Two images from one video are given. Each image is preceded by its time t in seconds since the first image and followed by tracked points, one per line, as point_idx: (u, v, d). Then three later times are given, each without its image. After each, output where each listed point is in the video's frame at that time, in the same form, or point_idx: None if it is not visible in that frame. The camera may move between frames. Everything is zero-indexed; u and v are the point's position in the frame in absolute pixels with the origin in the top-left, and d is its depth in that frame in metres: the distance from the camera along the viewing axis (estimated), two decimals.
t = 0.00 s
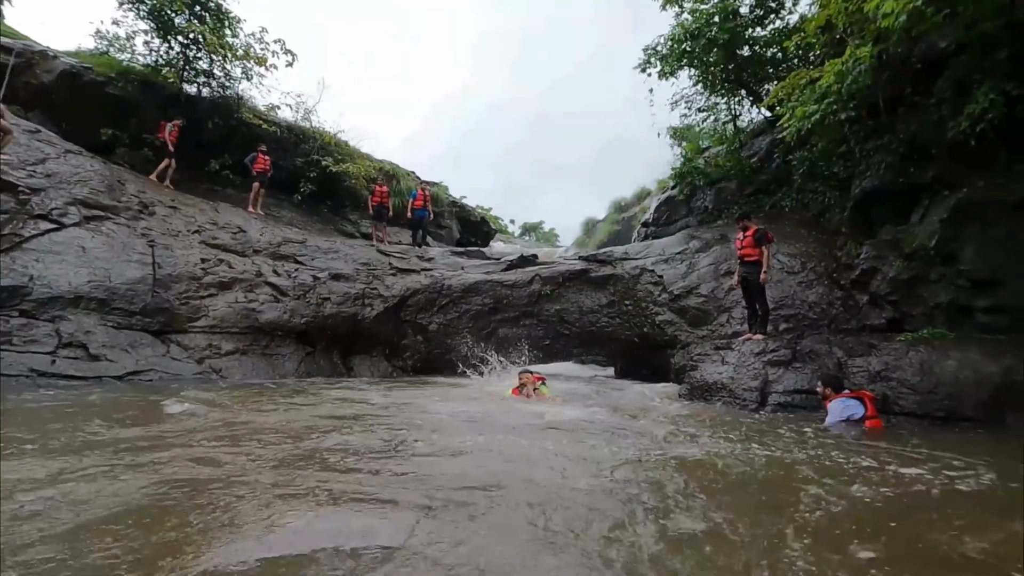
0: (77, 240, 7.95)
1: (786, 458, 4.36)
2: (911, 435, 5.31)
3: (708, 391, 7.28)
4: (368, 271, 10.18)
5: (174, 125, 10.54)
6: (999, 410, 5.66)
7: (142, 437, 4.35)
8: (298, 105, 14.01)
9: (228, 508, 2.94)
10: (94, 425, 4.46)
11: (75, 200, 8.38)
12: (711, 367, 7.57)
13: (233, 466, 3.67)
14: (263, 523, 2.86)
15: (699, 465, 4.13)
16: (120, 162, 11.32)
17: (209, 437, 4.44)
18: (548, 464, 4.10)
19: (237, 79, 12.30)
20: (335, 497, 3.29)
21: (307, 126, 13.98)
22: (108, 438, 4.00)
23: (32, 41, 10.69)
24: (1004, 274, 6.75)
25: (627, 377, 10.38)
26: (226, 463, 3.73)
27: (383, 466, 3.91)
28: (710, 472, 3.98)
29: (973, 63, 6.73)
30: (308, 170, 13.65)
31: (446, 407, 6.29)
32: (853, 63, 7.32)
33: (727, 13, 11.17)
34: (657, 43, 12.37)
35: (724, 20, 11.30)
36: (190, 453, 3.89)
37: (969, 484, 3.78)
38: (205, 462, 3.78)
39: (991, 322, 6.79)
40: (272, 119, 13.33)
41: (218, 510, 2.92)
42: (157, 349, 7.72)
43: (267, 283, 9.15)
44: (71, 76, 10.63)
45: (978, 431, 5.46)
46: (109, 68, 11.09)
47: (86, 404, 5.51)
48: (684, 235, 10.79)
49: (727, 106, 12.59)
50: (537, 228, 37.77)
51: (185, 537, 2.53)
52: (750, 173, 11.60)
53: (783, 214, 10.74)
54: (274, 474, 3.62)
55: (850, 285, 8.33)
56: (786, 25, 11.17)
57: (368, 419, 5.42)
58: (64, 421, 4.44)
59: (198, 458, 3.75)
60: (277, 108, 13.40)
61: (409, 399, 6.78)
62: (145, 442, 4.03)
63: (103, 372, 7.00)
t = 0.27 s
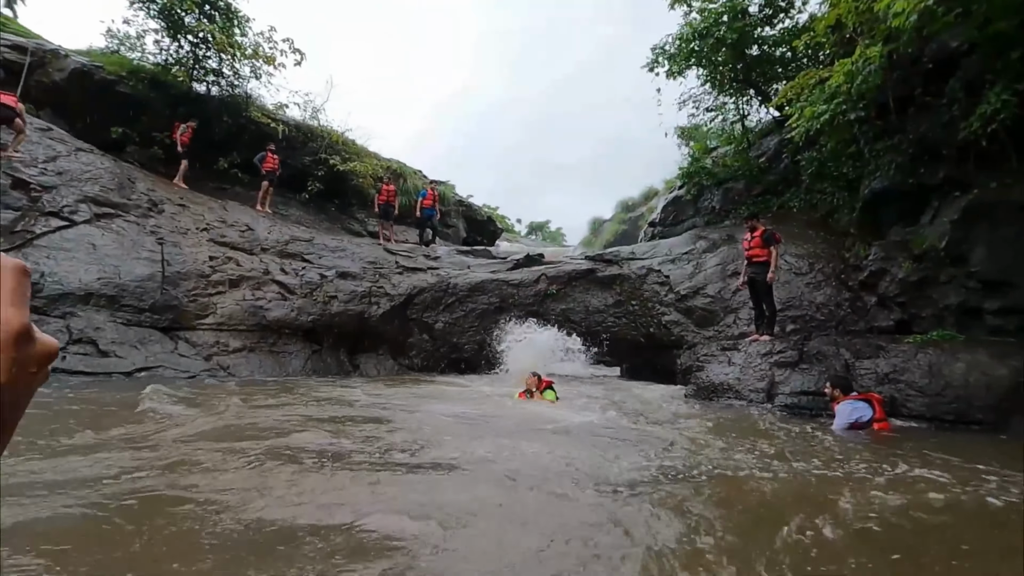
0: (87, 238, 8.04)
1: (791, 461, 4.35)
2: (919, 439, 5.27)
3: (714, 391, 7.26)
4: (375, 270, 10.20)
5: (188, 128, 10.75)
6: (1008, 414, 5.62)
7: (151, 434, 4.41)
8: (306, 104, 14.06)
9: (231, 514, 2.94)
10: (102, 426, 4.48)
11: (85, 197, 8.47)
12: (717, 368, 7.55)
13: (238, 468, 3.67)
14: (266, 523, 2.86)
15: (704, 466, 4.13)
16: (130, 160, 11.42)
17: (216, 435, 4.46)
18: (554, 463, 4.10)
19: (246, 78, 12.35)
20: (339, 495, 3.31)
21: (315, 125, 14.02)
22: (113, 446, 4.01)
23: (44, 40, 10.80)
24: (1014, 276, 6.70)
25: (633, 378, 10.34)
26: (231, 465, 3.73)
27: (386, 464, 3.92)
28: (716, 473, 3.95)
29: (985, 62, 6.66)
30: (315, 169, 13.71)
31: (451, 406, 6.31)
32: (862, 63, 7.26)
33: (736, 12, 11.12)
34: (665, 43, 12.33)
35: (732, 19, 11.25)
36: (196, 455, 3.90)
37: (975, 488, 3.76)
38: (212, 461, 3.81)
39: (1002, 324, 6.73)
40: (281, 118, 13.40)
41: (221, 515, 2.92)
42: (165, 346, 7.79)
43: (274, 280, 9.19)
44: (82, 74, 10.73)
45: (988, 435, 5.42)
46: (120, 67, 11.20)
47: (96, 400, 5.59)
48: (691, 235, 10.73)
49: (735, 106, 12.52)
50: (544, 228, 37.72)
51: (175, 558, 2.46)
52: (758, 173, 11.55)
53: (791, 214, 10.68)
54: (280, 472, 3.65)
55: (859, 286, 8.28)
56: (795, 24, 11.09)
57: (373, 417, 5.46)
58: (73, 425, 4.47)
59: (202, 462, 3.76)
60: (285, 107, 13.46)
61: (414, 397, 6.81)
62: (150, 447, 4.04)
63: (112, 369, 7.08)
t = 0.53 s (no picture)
0: (93, 236, 8.09)
1: (795, 461, 4.35)
2: (925, 440, 5.24)
3: (718, 391, 7.26)
4: (379, 268, 10.23)
5: (197, 128, 10.88)
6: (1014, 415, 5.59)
7: (156, 431, 4.44)
8: (311, 102, 14.08)
9: (235, 513, 2.94)
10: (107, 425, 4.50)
11: (92, 195, 8.52)
12: (721, 367, 7.54)
13: (241, 467, 3.68)
14: (270, 521, 2.86)
15: (707, 466, 4.13)
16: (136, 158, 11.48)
17: (220, 434, 4.48)
18: (558, 462, 4.10)
19: (251, 76, 12.37)
20: (342, 493, 3.32)
21: (320, 124, 14.05)
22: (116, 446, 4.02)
23: (51, 39, 10.87)
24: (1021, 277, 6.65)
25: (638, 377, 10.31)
26: (234, 464, 3.74)
27: (390, 462, 3.93)
28: (719, 474, 3.94)
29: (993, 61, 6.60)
30: (320, 167, 13.74)
31: (454, 405, 6.32)
32: (868, 61, 7.20)
33: (742, 10, 11.07)
34: (670, 41, 12.29)
35: (738, 18, 11.20)
36: (201, 454, 3.91)
37: (979, 489, 3.75)
38: (216, 460, 3.82)
39: (1008, 325, 6.69)
40: (285, 117, 13.43)
41: (225, 515, 2.91)
42: (171, 343, 7.83)
43: (278, 278, 9.22)
44: (88, 72, 10.78)
45: (993, 437, 5.39)
46: (126, 65, 11.25)
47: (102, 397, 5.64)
48: (695, 234, 10.70)
49: (741, 104, 12.47)
50: (547, 227, 37.75)
51: (168, 562, 2.43)
52: (763, 172, 11.51)
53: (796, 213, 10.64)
54: (283, 470, 3.67)
55: (864, 286, 8.24)
56: (801, 22, 11.02)
57: (376, 416, 5.48)
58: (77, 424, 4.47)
59: (206, 461, 3.77)
60: (290, 105, 13.49)
61: (417, 396, 6.82)
62: (153, 447, 4.04)
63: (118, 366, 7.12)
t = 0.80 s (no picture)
0: (98, 234, 8.12)
1: (799, 459, 4.34)
2: (930, 438, 5.22)
3: (721, 389, 7.25)
4: (382, 266, 10.23)
5: (205, 126, 10.98)
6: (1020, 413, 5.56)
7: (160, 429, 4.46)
8: (314, 100, 14.07)
9: (237, 513, 2.95)
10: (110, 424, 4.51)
11: (96, 193, 8.55)
12: (725, 365, 7.52)
13: (243, 465, 3.69)
14: (274, 519, 2.87)
15: (710, 465, 4.13)
16: (140, 157, 11.51)
17: (224, 432, 4.49)
18: (561, 461, 4.10)
19: (254, 74, 12.40)
20: (344, 491, 3.33)
21: (323, 122, 14.06)
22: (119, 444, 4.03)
23: (55, 37, 10.89)
24: None
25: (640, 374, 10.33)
26: (237, 462, 3.75)
27: (392, 460, 3.94)
28: (722, 473, 3.93)
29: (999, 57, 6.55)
30: (323, 165, 13.76)
31: (457, 403, 6.33)
32: (874, 57, 7.04)
33: (746, 6, 11.00)
34: (674, 37, 12.23)
35: (742, 14, 11.13)
36: (205, 452, 3.92)
37: (983, 489, 3.73)
38: (220, 458, 3.83)
39: (1014, 323, 6.65)
40: (288, 115, 13.44)
41: (230, 514, 2.91)
42: (175, 341, 7.87)
43: (282, 276, 9.25)
44: (92, 71, 10.81)
45: (998, 436, 5.37)
46: (130, 64, 11.30)
47: (108, 394, 5.68)
48: (699, 231, 10.66)
49: (745, 101, 12.41)
50: (551, 224, 37.76)
51: (171, 559, 2.45)
52: (767, 169, 11.46)
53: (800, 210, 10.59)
54: (286, 467, 3.68)
55: (869, 284, 8.21)
56: (806, 18, 10.95)
57: (379, 414, 5.49)
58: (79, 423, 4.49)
59: (209, 459, 3.78)
60: (293, 103, 13.50)
61: (420, 394, 6.83)
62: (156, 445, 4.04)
63: (123, 363, 7.17)
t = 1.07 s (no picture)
0: (102, 231, 8.14)
1: (803, 455, 4.33)
2: (935, 434, 5.21)
3: (725, 384, 7.24)
4: (385, 262, 10.23)
5: (211, 125, 11.03)
6: None
7: (165, 426, 4.47)
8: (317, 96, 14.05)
9: (242, 507, 2.96)
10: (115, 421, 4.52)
11: (101, 190, 8.57)
12: (728, 361, 7.50)
13: (249, 461, 3.70)
14: (277, 514, 2.88)
15: (714, 461, 4.12)
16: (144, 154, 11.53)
17: (228, 428, 4.50)
18: (564, 457, 4.10)
19: (256, 71, 12.39)
20: (348, 487, 3.33)
21: (326, 118, 14.05)
22: (123, 440, 4.04)
23: (58, 35, 10.90)
24: None
25: (643, 370, 10.32)
26: (242, 458, 3.76)
27: (396, 456, 3.94)
28: (726, 468, 3.93)
29: (1005, 50, 6.49)
30: (326, 162, 13.76)
31: (460, 399, 6.33)
32: (879, 51, 7.04)
33: None
34: (677, 32, 12.16)
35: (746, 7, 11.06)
36: (209, 449, 3.93)
37: (989, 484, 3.72)
38: (225, 454, 3.84)
39: (1020, 318, 6.61)
40: (291, 111, 13.43)
41: (234, 509, 2.92)
42: (180, 337, 7.90)
43: (286, 273, 9.26)
44: (95, 68, 10.82)
45: (1003, 432, 5.35)
46: (133, 61, 11.31)
47: (113, 390, 5.70)
48: (703, 227, 10.62)
49: (749, 96, 12.35)
50: (554, 220, 37.71)
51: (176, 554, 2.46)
52: (772, 164, 11.41)
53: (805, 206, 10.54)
54: (290, 464, 3.69)
55: (873, 279, 8.18)
56: (811, 11, 10.87)
57: (383, 410, 5.50)
58: (85, 420, 4.50)
59: (214, 455, 3.80)
60: (296, 100, 13.49)
61: (423, 390, 6.83)
62: (161, 442, 4.05)
63: (128, 360, 7.20)
